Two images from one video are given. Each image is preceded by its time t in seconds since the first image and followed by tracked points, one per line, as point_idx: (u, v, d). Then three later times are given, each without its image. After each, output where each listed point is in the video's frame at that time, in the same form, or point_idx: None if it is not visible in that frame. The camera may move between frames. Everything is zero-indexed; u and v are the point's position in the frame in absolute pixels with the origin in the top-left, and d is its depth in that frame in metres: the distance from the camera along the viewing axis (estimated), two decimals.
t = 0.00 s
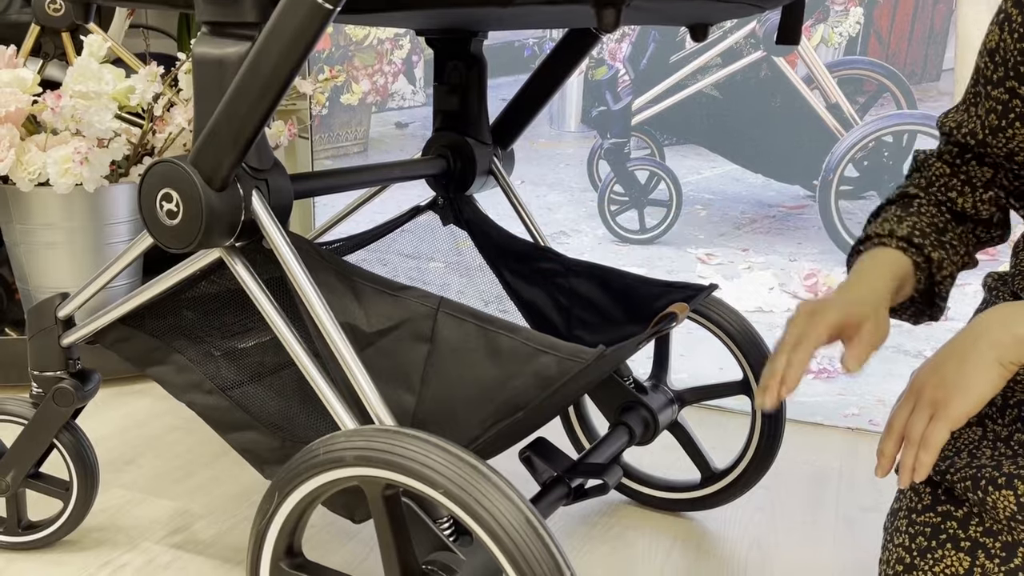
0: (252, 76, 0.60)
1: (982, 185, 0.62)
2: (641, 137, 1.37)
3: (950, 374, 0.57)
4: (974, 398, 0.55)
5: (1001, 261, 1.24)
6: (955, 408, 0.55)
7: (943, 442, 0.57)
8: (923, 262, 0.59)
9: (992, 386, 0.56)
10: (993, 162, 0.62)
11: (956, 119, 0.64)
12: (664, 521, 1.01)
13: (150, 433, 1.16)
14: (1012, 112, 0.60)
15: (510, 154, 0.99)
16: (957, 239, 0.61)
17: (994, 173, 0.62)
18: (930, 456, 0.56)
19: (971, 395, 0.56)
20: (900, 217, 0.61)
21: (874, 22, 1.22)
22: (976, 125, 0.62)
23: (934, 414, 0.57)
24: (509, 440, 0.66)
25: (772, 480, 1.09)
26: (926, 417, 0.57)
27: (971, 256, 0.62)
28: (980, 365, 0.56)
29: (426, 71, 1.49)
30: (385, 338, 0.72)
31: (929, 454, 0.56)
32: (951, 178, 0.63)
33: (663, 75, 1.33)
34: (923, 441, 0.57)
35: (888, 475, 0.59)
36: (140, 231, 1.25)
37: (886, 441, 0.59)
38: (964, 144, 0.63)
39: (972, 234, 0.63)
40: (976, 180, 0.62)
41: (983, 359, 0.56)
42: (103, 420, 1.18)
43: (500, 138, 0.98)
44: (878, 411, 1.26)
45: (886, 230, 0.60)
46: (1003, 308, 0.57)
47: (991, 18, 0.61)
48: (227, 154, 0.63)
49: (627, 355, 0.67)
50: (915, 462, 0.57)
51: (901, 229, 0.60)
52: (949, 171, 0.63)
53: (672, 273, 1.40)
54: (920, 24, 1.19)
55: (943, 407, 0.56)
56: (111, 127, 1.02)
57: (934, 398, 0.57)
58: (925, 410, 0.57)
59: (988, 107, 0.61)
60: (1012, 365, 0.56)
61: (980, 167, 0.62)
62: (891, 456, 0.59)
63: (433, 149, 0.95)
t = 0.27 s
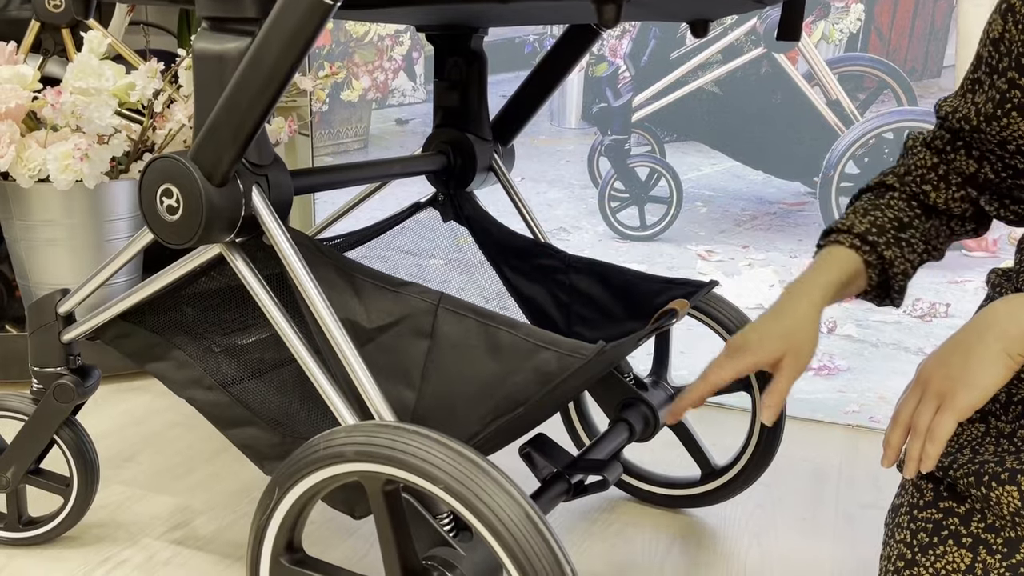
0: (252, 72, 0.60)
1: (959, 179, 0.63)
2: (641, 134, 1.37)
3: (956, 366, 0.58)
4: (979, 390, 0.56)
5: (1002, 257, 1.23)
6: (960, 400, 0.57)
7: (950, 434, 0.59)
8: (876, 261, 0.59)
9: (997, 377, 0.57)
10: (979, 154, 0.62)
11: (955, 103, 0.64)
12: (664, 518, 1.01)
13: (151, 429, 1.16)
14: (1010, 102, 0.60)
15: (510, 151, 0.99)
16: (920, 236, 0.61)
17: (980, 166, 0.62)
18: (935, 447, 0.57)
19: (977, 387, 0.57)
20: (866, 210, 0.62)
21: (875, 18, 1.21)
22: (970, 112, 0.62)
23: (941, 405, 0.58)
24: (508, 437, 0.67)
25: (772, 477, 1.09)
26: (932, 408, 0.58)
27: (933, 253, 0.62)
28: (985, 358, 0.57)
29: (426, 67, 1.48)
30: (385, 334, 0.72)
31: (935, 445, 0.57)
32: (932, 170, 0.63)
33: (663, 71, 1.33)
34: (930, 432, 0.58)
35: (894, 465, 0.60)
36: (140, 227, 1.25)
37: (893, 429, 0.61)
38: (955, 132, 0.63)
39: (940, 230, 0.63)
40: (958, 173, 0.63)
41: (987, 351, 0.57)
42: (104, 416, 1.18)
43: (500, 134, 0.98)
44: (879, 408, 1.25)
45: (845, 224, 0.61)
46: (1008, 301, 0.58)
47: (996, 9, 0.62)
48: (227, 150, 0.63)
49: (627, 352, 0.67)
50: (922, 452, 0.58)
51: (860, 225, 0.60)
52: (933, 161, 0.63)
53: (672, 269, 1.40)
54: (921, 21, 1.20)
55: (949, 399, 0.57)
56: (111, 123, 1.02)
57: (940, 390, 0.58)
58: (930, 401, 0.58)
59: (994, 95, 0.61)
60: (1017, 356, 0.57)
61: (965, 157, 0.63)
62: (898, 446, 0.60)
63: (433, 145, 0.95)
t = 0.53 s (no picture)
0: (252, 69, 0.60)
1: (932, 157, 0.67)
2: (642, 132, 1.37)
3: (953, 365, 0.59)
4: (977, 388, 0.57)
5: (1001, 255, 1.23)
6: (957, 399, 0.57)
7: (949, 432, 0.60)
8: (834, 224, 0.66)
9: (995, 376, 0.57)
10: (960, 134, 0.66)
11: (945, 83, 0.66)
12: (663, 515, 1.01)
13: (152, 427, 1.16)
14: (996, 86, 0.62)
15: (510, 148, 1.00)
16: (883, 206, 0.67)
17: (957, 146, 0.66)
18: (933, 447, 0.58)
19: (976, 385, 0.57)
20: (836, 174, 0.68)
21: (875, 17, 1.21)
22: (957, 91, 0.64)
23: (938, 404, 0.59)
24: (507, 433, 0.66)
25: (772, 475, 1.10)
26: (930, 408, 0.59)
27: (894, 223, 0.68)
28: (982, 358, 0.57)
29: (427, 66, 1.48)
30: (388, 331, 0.72)
31: (932, 445, 0.58)
32: (910, 145, 0.68)
33: (663, 70, 1.33)
34: (927, 431, 0.59)
35: (891, 464, 0.61)
36: (140, 225, 1.25)
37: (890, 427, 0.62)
38: (939, 110, 0.66)
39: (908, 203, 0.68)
40: (933, 150, 0.67)
41: (986, 350, 0.57)
42: (105, 414, 1.18)
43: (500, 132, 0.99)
44: (879, 406, 1.26)
45: (813, 183, 0.68)
46: (1006, 300, 0.58)
47: None
48: (228, 148, 0.63)
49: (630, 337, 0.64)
50: (919, 452, 0.59)
51: (826, 186, 0.67)
52: (912, 136, 0.68)
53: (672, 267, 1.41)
54: (921, 19, 1.19)
55: (946, 398, 0.58)
56: (112, 121, 1.02)
57: (938, 389, 0.59)
58: (928, 400, 0.59)
59: (982, 77, 0.63)
60: (1014, 355, 0.57)
61: (945, 135, 0.66)
62: (895, 445, 0.61)
63: (433, 143, 0.95)
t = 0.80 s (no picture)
0: (252, 68, 0.60)
1: (926, 158, 0.67)
2: (642, 132, 1.37)
3: (950, 365, 0.59)
4: (973, 388, 0.57)
5: (1001, 255, 1.23)
6: (954, 398, 0.58)
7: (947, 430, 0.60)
8: (809, 204, 0.67)
9: (993, 376, 0.57)
10: (957, 136, 0.66)
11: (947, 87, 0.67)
12: (663, 514, 1.01)
13: (152, 426, 1.16)
14: (989, 87, 0.62)
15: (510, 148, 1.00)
16: (864, 198, 0.68)
17: (952, 150, 0.66)
18: (930, 445, 0.59)
19: (972, 385, 0.57)
20: (823, 161, 0.69)
21: (875, 16, 1.22)
22: (953, 94, 0.65)
23: (935, 404, 0.60)
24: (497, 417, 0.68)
25: (771, 474, 1.10)
26: (927, 407, 0.60)
27: (878, 217, 0.68)
28: (980, 357, 0.57)
29: (426, 65, 1.48)
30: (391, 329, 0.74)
31: (929, 443, 0.59)
32: (905, 146, 0.68)
33: (663, 70, 1.33)
34: (925, 429, 0.60)
35: (891, 462, 0.62)
36: (140, 224, 1.25)
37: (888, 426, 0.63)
38: (938, 113, 0.67)
39: (898, 204, 0.68)
40: (927, 153, 0.67)
41: (983, 351, 0.57)
42: (105, 413, 1.18)
43: (500, 131, 0.99)
44: (879, 406, 1.26)
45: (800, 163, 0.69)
46: (1005, 299, 0.58)
47: None
48: (227, 147, 0.63)
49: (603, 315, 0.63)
50: (917, 450, 0.60)
51: (810, 167, 0.68)
52: (910, 138, 0.69)
53: (672, 267, 1.41)
54: (920, 18, 1.20)
55: (943, 397, 0.59)
56: (111, 120, 1.02)
57: (935, 388, 0.60)
58: (927, 400, 0.60)
59: (976, 79, 0.64)
60: (1013, 355, 0.57)
61: (942, 138, 0.67)
62: (894, 444, 0.62)
63: (433, 142, 0.95)
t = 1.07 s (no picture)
0: (250, 68, 0.60)
1: (940, 161, 0.67)
2: (641, 132, 1.37)
3: (949, 361, 0.59)
4: (972, 384, 0.57)
5: (1000, 255, 1.23)
6: (952, 394, 0.58)
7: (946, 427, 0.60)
8: (833, 207, 0.67)
9: (991, 373, 0.57)
10: (969, 138, 0.66)
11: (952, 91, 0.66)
12: (662, 514, 1.01)
13: (151, 425, 1.16)
14: (1000, 92, 0.62)
15: (508, 147, 1.00)
16: (885, 201, 0.67)
17: (965, 151, 0.66)
18: (928, 441, 0.58)
19: (972, 380, 0.57)
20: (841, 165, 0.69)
21: (874, 16, 1.22)
22: (960, 99, 0.65)
23: (934, 400, 0.59)
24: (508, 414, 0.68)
25: (770, 474, 1.10)
26: (926, 403, 0.60)
27: (897, 221, 0.68)
28: (978, 353, 0.57)
29: (426, 65, 1.48)
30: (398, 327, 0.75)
31: (928, 439, 0.58)
32: (918, 147, 0.68)
33: (662, 69, 1.33)
34: (923, 425, 0.59)
35: (889, 459, 0.61)
36: (139, 224, 1.25)
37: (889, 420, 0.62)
38: (946, 116, 0.67)
39: (914, 206, 0.68)
40: (940, 155, 0.67)
41: (982, 347, 0.57)
42: (104, 412, 1.18)
43: (498, 130, 0.99)
44: (877, 405, 1.27)
45: (818, 168, 0.69)
46: (1003, 296, 0.58)
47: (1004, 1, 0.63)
48: (226, 147, 0.63)
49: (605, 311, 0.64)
50: (915, 446, 0.60)
51: (831, 172, 0.68)
52: (922, 140, 0.69)
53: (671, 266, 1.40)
54: (920, 17, 1.20)
55: (941, 393, 0.59)
56: (111, 120, 1.02)
57: (934, 384, 0.59)
58: (925, 396, 0.60)
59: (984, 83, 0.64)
60: (1011, 351, 0.57)
61: (953, 141, 0.67)
62: (892, 441, 0.61)
63: (432, 141, 0.95)
